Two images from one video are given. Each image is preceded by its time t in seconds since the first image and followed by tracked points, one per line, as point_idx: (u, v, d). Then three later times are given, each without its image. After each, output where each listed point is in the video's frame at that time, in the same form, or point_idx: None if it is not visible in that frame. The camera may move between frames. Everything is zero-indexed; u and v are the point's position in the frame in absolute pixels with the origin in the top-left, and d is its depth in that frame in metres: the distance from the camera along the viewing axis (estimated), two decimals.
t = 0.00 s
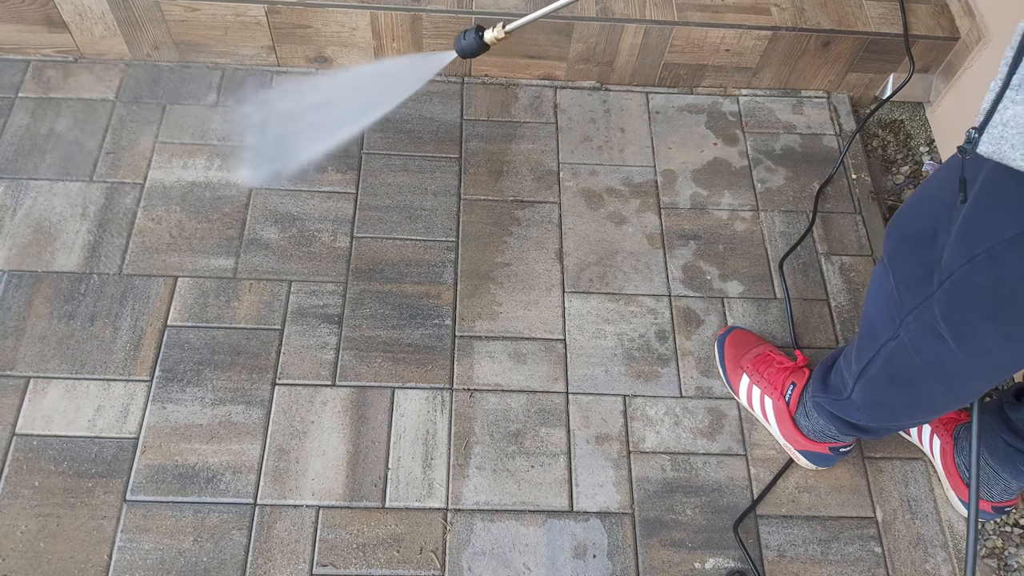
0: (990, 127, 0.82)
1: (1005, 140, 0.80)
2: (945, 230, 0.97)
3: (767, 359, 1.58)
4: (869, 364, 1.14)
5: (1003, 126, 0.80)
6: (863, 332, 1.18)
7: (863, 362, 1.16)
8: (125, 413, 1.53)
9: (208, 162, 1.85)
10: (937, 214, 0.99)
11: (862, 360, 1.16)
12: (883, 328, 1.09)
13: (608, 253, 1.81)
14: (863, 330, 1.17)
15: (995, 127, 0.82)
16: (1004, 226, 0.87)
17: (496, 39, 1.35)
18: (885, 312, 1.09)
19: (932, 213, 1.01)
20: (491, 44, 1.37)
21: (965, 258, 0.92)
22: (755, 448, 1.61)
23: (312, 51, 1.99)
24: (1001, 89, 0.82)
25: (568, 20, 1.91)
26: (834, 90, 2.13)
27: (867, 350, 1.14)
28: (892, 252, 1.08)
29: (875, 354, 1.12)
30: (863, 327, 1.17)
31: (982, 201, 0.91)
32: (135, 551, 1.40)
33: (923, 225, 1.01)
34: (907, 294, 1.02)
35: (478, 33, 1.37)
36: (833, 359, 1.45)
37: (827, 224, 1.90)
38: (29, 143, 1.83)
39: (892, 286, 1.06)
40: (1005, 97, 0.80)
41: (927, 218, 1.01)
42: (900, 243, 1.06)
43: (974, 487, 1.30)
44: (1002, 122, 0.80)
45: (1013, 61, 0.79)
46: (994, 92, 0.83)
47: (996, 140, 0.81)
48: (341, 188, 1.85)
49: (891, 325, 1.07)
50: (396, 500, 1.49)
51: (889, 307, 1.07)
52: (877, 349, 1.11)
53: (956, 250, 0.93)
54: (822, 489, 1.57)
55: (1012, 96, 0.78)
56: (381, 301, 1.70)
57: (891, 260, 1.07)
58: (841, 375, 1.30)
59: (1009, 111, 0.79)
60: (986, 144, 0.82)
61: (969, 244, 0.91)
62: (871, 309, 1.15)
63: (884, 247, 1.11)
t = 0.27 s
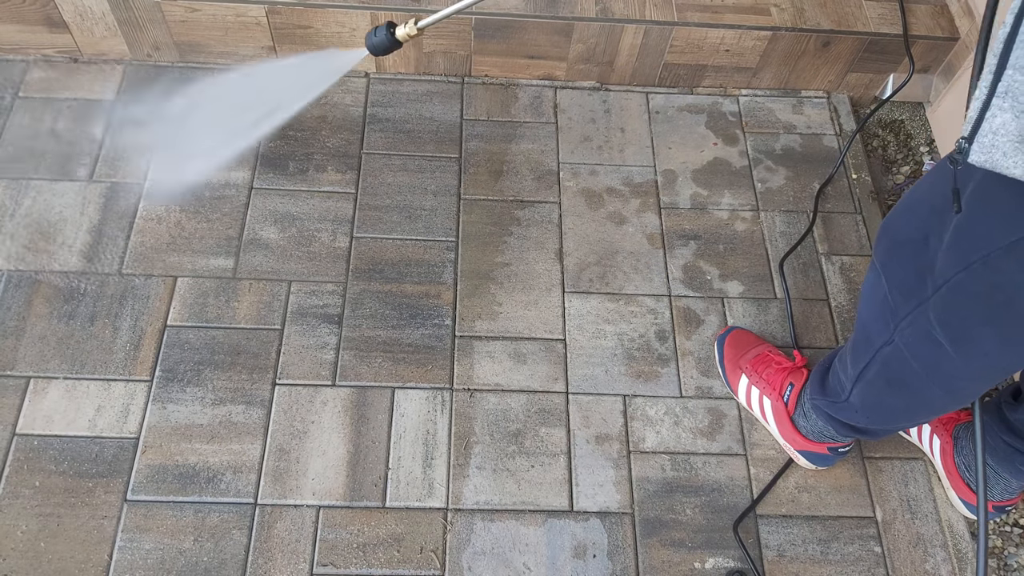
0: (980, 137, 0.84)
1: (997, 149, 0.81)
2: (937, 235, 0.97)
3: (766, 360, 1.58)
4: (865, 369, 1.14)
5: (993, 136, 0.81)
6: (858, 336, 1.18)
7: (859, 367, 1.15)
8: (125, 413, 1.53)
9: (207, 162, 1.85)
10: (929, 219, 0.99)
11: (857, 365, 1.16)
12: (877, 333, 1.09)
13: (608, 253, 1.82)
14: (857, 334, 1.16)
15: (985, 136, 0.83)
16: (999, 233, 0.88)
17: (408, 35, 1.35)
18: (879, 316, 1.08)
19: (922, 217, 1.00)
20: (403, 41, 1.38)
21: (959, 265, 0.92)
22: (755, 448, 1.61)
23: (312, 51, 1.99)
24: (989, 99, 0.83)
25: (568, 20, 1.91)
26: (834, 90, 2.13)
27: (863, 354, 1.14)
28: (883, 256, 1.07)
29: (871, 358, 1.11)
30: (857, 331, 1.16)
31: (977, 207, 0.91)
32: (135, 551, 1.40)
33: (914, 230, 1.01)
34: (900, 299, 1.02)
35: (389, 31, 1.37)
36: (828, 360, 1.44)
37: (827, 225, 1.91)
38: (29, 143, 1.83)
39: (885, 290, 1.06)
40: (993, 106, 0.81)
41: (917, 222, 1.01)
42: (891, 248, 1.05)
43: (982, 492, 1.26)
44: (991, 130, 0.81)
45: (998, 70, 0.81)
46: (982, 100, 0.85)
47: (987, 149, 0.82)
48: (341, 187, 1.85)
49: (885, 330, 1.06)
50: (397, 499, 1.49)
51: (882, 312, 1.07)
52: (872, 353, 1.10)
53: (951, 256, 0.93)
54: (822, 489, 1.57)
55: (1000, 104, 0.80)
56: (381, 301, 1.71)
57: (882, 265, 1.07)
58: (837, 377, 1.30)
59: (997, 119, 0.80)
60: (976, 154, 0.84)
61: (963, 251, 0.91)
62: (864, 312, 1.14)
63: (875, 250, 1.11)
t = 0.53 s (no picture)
0: (975, 147, 0.84)
1: (993, 159, 0.81)
2: (935, 241, 0.97)
3: (765, 360, 1.58)
4: (865, 373, 1.13)
5: (988, 146, 0.82)
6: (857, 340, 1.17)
7: (859, 372, 1.15)
8: (125, 413, 1.53)
9: (207, 162, 1.85)
10: (926, 225, 0.99)
11: (858, 370, 1.16)
12: (877, 338, 1.08)
13: (608, 253, 1.82)
14: (857, 339, 1.16)
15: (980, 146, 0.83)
16: (999, 240, 0.88)
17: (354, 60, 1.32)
18: (878, 321, 1.08)
19: (920, 223, 1.00)
20: (350, 67, 1.34)
21: (959, 272, 0.92)
22: (755, 448, 1.61)
23: (312, 51, 1.99)
24: (982, 110, 0.84)
25: (568, 20, 1.91)
26: (834, 91, 2.13)
27: (862, 359, 1.14)
28: (881, 262, 1.07)
29: (871, 364, 1.11)
30: (856, 336, 1.16)
31: (976, 214, 0.91)
32: (135, 551, 1.40)
33: (912, 236, 1.01)
34: (900, 306, 1.01)
35: (334, 56, 1.33)
36: (827, 362, 1.44)
37: (827, 225, 1.91)
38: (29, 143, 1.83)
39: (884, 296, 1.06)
40: (988, 116, 0.82)
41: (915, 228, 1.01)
42: (888, 254, 1.05)
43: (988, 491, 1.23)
44: (986, 141, 0.82)
45: (989, 79, 0.82)
46: (972, 112, 0.86)
47: (983, 160, 0.82)
48: (341, 187, 1.85)
49: (885, 336, 1.06)
50: (396, 499, 1.49)
51: (882, 318, 1.07)
52: (872, 359, 1.10)
53: (951, 263, 0.93)
54: (822, 489, 1.57)
55: (994, 113, 0.80)
56: (381, 301, 1.70)
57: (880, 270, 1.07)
58: (837, 381, 1.30)
59: (992, 129, 0.81)
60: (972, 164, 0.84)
61: (963, 258, 0.91)
62: (863, 317, 1.14)
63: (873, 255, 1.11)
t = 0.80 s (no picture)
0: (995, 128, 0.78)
1: (1009, 144, 0.76)
2: (934, 234, 0.96)
3: (765, 359, 1.57)
4: (863, 367, 1.13)
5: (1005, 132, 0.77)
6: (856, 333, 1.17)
7: (857, 365, 1.15)
8: (125, 413, 1.53)
9: (208, 162, 1.85)
10: (926, 217, 0.98)
11: (856, 363, 1.16)
12: (875, 331, 1.08)
13: (608, 253, 1.82)
14: (856, 332, 1.16)
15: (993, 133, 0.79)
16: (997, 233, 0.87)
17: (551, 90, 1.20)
18: (877, 314, 1.08)
19: (921, 216, 1.00)
20: (546, 97, 1.23)
21: (957, 265, 0.91)
22: (755, 448, 1.61)
23: (312, 51, 1.99)
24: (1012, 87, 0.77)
25: (568, 20, 1.92)
26: (834, 90, 2.13)
27: (861, 352, 1.14)
28: (881, 254, 1.07)
29: (869, 357, 1.11)
30: (856, 329, 1.16)
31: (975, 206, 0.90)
32: (135, 551, 1.40)
33: (911, 229, 1.01)
34: (898, 298, 1.01)
35: (531, 86, 1.23)
36: (827, 359, 1.44)
37: (827, 225, 1.90)
38: (29, 143, 1.83)
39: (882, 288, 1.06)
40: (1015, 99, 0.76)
41: (915, 220, 1.00)
42: (888, 246, 1.05)
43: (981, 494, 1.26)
44: (1007, 124, 0.76)
45: None
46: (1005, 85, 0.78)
47: (999, 144, 0.77)
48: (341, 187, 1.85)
49: (884, 328, 1.06)
50: (397, 499, 1.49)
51: (880, 310, 1.06)
52: (871, 351, 1.10)
53: (949, 255, 0.92)
54: (822, 489, 1.57)
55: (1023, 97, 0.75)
56: (381, 301, 1.70)
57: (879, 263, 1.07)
58: (836, 376, 1.30)
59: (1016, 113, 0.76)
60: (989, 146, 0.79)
61: (961, 250, 0.90)
62: (863, 310, 1.14)
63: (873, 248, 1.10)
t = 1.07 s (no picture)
0: None
1: None
2: (950, 242, 0.96)
3: (766, 360, 1.58)
4: (869, 370, 1.14)
5: None
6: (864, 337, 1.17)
7: (864, 368, 1.15)
8: (125, 413, 1.53)
9: (208, 162, 1.85)
10: (942, 225, 0.98)
11: (862, 366, 1.16)
12: (883, 335, 1.09)
13: (608, 253, 1.82)
14: (864, 335, 1.16)
15: None
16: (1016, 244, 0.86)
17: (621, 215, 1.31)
18: (886, 318, 1.08)
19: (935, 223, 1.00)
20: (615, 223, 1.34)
21: (972, 275, 0.91)
22: (755, 448, 1.61)
23: (312, 51, 1.99)
24: None
25: (568, 20, 1.92)
26: (834, 91, 2.13)
27: (868, 356, 1.14)
28: (893, 259, 1.07)
29: (876, 360, 1.11)
30: (864, 332, 1.16)
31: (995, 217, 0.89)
32: (135, 551, 1.40)
33: (927, 235, 1.00)
34: (907, 303, 1.02)
35: (600, 217, 1.33)
36: (833, 360, 1.44)
37: (827, 225, 1.91)
38: (29, 143, 1.83)
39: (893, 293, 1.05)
40: None
41: (930, 227, 1.00)
42: (901, 252, 1.05)
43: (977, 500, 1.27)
44: None
45: None
46: None
47: None
48: (341, 187, 1.85)
49: (891, 333, 1.06)
50: (397, 499, 1.49)
51: (889, 315, 1.07)
52: (877, 355, 1.11)
53: (966, 264, 0.92)
54: (822, 488, 1.57)
55: None
56: (381, 301, 1.71)
57: (892, 267, 1.06)
58: (841, 377, 1.30)
59: None
60: None
61: (979, 260, 0.90)
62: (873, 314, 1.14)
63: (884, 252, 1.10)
